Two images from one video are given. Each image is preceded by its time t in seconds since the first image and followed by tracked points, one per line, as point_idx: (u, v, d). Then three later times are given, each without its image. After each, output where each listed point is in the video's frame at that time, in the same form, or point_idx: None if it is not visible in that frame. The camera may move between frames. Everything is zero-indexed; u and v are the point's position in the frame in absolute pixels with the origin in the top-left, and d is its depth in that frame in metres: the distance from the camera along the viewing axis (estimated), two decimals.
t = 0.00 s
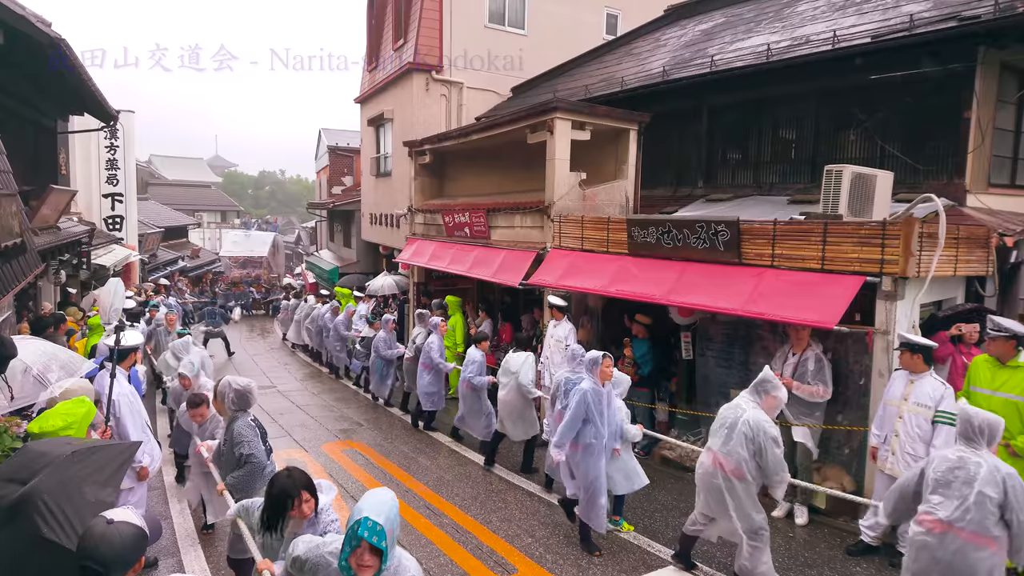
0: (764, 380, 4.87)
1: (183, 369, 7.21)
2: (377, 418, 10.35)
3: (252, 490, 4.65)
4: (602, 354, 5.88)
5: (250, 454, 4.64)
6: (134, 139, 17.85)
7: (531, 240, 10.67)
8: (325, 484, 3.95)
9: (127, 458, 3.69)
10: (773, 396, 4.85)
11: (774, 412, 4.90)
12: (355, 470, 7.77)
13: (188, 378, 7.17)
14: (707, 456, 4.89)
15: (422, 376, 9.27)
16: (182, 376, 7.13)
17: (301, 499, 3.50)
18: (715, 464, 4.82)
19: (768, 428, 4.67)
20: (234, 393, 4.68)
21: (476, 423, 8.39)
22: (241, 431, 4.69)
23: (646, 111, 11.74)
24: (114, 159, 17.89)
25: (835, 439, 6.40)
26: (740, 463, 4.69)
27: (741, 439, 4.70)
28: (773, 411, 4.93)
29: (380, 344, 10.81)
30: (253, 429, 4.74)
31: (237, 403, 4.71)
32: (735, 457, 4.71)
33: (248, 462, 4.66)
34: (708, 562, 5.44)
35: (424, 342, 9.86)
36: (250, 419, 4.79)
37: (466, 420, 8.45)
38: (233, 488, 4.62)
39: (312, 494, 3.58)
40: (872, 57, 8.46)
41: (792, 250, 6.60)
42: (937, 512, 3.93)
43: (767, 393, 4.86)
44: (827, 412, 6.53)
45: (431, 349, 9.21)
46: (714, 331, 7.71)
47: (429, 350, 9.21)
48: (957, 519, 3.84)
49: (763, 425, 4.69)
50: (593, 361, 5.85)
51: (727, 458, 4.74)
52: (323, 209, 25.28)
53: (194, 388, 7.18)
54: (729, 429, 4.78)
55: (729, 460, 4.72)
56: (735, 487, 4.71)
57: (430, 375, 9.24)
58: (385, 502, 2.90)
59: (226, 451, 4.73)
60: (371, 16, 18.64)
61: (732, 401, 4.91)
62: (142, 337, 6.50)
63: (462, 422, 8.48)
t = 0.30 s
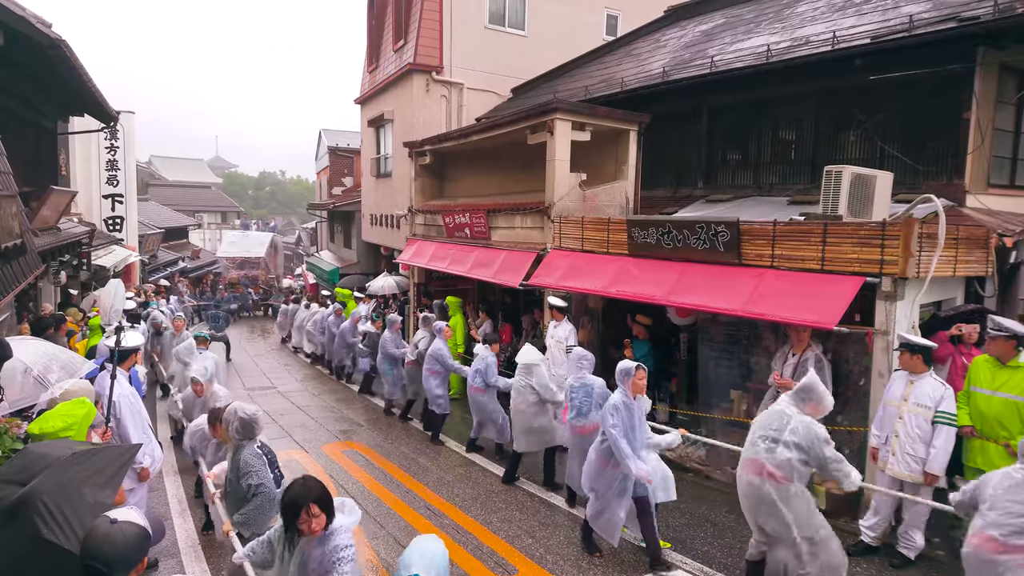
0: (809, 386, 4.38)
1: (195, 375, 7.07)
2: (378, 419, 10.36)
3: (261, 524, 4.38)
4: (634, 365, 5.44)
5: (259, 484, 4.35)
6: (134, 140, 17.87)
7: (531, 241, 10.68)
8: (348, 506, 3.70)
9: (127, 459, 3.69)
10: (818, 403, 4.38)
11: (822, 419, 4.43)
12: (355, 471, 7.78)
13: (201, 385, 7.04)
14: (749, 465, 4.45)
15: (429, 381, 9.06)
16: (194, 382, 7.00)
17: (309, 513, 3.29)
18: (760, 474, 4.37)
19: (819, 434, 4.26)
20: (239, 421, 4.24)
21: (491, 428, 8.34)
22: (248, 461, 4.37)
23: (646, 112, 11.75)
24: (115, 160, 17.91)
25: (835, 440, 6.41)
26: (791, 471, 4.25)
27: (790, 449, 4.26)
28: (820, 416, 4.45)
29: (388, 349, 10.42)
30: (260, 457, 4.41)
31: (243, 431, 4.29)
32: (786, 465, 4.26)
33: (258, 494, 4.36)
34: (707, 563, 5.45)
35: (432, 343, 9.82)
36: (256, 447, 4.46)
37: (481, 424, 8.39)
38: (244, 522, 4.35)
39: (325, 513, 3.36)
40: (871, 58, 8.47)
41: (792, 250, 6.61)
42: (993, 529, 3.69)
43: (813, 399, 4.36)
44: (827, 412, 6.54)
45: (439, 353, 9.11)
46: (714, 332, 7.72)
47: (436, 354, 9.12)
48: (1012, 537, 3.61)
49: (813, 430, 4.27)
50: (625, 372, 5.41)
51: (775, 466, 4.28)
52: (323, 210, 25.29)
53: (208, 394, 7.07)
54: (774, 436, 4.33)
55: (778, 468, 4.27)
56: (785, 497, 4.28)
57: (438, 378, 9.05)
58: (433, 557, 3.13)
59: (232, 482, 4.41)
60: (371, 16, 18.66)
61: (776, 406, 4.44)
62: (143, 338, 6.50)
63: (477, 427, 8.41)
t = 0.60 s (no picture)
0: (877, 392, 4.48)
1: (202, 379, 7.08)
2: (378, 420, 10.37)
3: (270, 529, 4.08)
4: (683, 364, 5.28)
5: (271, 481, 4.09)
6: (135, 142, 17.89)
7: (532, 242, 10.68)
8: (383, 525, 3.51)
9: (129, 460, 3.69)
10: (886, 408, 4.47)
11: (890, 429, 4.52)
12: (356, 472, 7.78)
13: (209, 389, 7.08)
14: (814, 477, 4.45)
15: (436, 383, 8.94)
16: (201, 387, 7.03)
17: (347, 536, 3.07)
18: (823, 483, 4.38)
19: (890, 446, 4.25)
20: (263, 411, 4.10)
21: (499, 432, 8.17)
22: (265, 455, 4.13)
23: (646, 113, 11.75)
24: (116, 161, 17.94)
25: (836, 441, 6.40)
26: (859, 484, 4.24)
27: (859, 459, 4.26)
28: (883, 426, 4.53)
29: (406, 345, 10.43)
30: (279, 453, 4.15)
31: (267, 422, 4.13)
32: (854, 478, 4.25)
33: (269, 493, 4.10)
34: (707, 564, 5.46)
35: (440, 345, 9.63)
36: (278, 441, 4.22)
37: (488, 428, 8.21)
38: (252, 522, 4.08)
39: (360, 535, 3.13)
40: (872, 59, 8.47)
41: (792, 251, 6.61)
42: None
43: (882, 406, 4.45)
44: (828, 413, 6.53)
45: (448, 355, 8.88)
46: (715, 333, 7.70)
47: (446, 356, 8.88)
48: None
49: (883, 442, 4.26)
50: (672, 371, 5.25)
51: (843, 479, 4.28)
52: (324, 211, 25.31)
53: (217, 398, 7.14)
54: (843, 444, 4.33)
55: (845, 483, 4.27)
56: (849, 514, 4.27)
57: (445, 381, 8.90)
58: None
59: (248, 476, 4.17)
60: (371, 18, 18.67)
61: (844, 414, 4.45)
62: (145, 339, 6.49)
63: (484, 432, 8.22)
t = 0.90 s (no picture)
0: (933, 416, 3.97)
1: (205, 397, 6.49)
2: (378, 420, 10.37)
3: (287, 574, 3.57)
4: (721, 382, 4.81)
5: (288, 523, 3.58)
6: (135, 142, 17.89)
7: (532, 241, 10.69)
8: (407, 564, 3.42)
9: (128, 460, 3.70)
10: (945, 435, 3.94)
11: (946, 456, 4.00)
12: (356, 472, 7.77)
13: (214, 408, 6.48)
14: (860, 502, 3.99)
15: (447, 392, 8.64)
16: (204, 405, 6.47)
17: None
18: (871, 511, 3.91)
19: (944, 472, 3.82)
20: (280, 443, 3.64)
21: (511, 445, 7.69)
22: (281, 494, 3.63)
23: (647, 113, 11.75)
24: (116, 161, 17.96)
25: (836, 441, 6.39)
26: (908, 513, 3.79)
27: (911, 485, 3.79)
28: (943, 453, 4.00)
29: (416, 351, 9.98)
30: (298, 490, 3.66)
31: (282, 454, 3.67)
32: (902, 506, 3.79)
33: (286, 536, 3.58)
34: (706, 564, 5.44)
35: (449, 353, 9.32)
36: (296, 476, 3.72)
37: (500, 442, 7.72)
38: (264, 569, 3.53)
39: None
40: (872, 59, 8.47)
41: (792, 251, 6.61)
42: None
43: (942, 432, 3.93)
44: (829, 413, 6.52)
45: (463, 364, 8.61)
46: (716, 333, 7.70)
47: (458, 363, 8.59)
48: None
49: (938, 470, 3.82)
50: (710, 390, 4.80)
51: (891, 506, 3.82)
52: (324, 211, 25.32)
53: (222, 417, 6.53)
54: (894, 469, 3.84)
55: (893, 506, 3.82)
56: (900, 540, 3.82)
57: (457, 390, 8.62)
58: None
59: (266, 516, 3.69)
60: (371, 18, 18.68)
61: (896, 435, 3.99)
62: (145, 340, 6.49)
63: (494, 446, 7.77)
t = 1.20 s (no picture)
0: (1015, 401, 4.07)
1: (213, 394, 6.28)
2: (378, 420, 10.37)
3: None
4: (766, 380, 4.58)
5: (305, 525, 3.53)
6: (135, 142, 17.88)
7: (532, 242, 10.68)
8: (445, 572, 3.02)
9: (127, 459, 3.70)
10: None
11: None
12: (356, 473, 7.77)
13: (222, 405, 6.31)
14: (937, 497, 4.10)
15: (464, 388, 8.35)
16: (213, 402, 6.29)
17: None
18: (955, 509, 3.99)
19: None
20: (287, 435, 3.67)
21: (536, 438, 7.57)
22: (295, 493, 3.58)
23: (647, 113, 11.75)
24: (116, 162, 17.96)
25: (836, 442, 6.39)
26: (997, 507, 3.89)
27: (999, 479, 3.88)
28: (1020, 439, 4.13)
29: (430, 351, 9.61)
30: (312, 490, 3.62)
31: (293, 448, 3.69)
32: (991, 501, 3.89)
33: (299, 540, 3.53)
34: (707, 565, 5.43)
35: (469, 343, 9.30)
36: (309, 473, 3.69)
37: (525, 434, 7.59)
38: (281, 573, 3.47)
39: None
40: (872, 59, 8.47)
41: (792, 251, 6.61)
42: None
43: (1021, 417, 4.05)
44: (828, 414, 6.52)
45: (476, 358, 8.39)
46: (716, 334, 7.69)
47: (475, 356, 8.38)
48: None
49: None
50: (754, 389, 4.57)
51: (980, 503, 3.91)
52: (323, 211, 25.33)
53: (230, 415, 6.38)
54: (976, 464, 3.95)
55: (982, 506, 3.91)
56: (987, 540, 3.91)
57: (473, 384, 8.35)
58: None
59: (276, 518, 3.64)
60: (371, 18, 18.68)
61: (976, 426, 4.09)
62: (146, 340, 6.48)
63: (520, 439, 7.58)
